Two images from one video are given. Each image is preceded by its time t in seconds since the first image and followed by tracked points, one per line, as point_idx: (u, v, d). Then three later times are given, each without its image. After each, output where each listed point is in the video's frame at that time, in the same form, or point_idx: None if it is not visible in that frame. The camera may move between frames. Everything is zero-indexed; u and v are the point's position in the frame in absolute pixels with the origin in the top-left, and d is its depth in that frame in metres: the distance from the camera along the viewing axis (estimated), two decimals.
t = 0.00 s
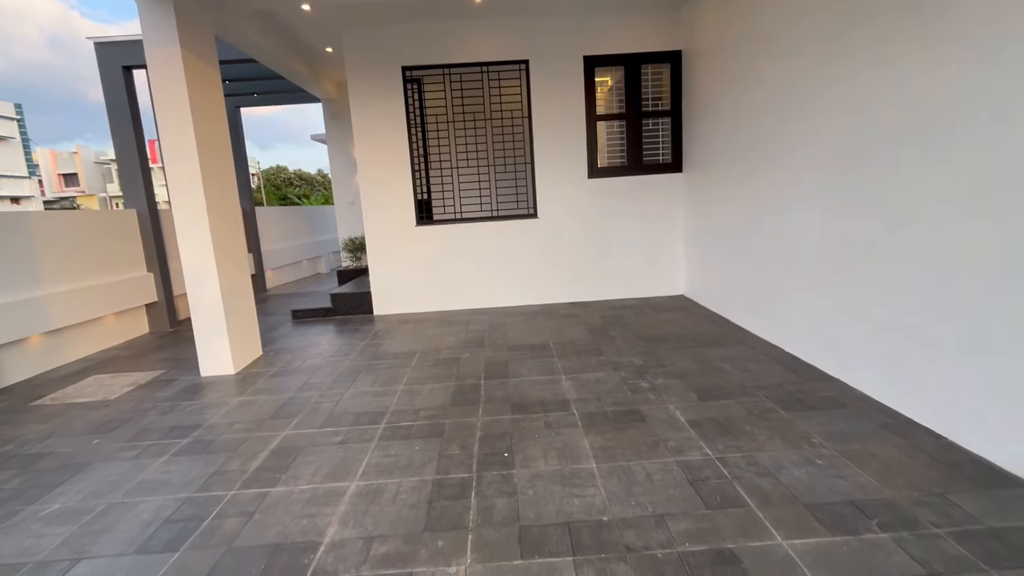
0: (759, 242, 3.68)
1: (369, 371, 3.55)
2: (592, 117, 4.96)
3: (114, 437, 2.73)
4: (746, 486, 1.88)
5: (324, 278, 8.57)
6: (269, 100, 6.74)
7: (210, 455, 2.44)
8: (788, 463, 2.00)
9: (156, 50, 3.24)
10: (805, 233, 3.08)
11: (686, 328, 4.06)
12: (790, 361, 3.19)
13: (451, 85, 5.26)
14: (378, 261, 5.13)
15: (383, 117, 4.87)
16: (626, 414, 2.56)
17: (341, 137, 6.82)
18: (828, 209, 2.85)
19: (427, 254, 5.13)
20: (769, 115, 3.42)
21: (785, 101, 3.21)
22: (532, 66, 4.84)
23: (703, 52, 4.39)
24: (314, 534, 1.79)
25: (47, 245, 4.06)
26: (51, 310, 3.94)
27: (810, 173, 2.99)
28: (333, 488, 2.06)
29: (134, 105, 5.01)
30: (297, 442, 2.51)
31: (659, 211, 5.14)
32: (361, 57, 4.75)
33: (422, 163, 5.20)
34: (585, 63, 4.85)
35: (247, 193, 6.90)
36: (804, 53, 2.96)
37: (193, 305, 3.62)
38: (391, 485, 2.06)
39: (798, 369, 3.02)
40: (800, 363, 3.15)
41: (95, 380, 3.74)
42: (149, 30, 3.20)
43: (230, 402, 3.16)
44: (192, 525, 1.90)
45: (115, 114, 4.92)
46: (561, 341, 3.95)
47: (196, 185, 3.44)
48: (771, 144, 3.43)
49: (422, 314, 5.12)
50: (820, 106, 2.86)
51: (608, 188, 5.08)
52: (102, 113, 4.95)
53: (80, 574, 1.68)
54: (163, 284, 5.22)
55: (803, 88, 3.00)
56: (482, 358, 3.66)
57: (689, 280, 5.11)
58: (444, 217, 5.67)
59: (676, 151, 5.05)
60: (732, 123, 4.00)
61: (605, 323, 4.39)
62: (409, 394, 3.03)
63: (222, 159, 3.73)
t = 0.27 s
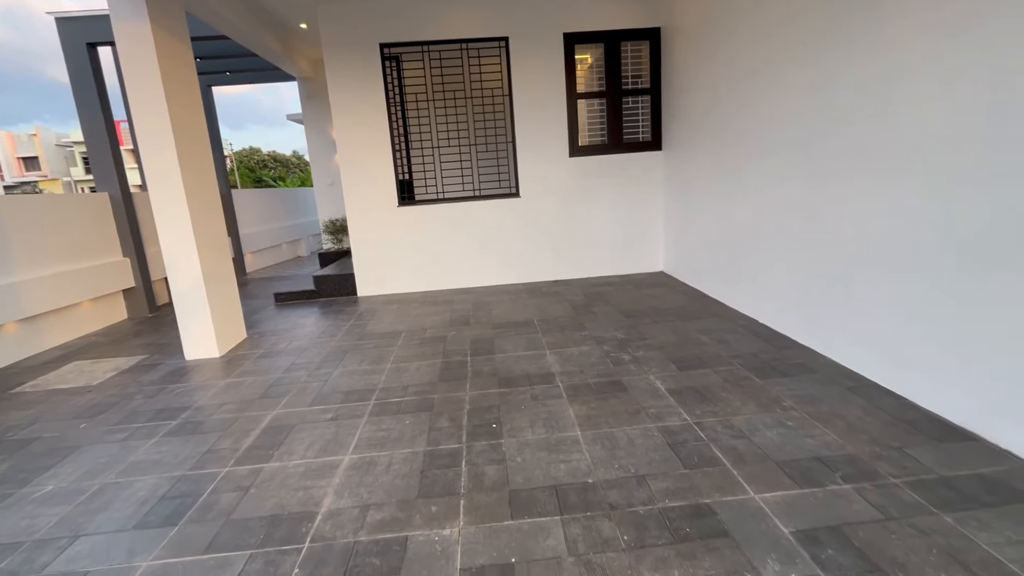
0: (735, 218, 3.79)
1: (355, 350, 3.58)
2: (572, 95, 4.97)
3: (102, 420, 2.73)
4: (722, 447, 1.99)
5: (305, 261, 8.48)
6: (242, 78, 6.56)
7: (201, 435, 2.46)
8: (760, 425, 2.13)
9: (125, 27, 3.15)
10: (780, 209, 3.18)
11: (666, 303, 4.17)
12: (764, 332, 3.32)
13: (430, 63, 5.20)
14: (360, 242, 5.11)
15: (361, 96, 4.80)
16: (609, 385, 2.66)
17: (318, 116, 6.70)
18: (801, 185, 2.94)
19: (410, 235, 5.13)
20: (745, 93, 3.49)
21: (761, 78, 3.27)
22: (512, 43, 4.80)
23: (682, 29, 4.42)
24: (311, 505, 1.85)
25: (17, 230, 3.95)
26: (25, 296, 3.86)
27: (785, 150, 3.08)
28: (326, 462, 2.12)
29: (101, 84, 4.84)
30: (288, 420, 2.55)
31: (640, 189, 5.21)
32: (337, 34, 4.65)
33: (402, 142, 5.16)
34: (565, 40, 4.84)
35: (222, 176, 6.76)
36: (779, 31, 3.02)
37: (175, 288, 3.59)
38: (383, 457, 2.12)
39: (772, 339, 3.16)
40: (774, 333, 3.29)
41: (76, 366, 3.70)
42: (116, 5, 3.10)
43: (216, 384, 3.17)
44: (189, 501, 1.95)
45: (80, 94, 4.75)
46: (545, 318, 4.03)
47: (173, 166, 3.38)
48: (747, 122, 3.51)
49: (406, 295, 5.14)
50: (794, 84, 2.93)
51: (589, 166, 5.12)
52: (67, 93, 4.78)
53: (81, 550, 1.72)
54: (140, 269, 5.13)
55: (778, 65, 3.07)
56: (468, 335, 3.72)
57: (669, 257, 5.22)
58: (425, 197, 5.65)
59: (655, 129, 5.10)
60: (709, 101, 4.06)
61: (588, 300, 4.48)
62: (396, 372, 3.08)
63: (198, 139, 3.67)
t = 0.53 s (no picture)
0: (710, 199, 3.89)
1: (338, 336, 3.59)
2: (549, 78, 4.98)
3: (82, 412, 2.70)
4: (699, 417, 2.10)
5: (280, 249, 8.34)
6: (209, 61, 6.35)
7: (187, 423, 2.47)
8: (734, 395, 2.24)
9: (87, 7, 3.03)
10: (753, 189, 3.29)
11: (643, 283, 4.28)
12: (738, 309, 3.45)
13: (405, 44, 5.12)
14: (338, 227, 5.07)
15: (335, 79, 4.71)
16: (590, 362, 2.74)
17: (290, 100, 6.54)
18: (774, 166, 3.04)
19: (389, 220, 5.11)
20: (720, 75, 3.56)
21: (735, 61, 3.34)
22: (488, 25, 4.76)
23: (656, 12, 4.45)
24: (304, 486, 1.89)
25: None
26: None
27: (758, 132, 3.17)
28: (316, 445, 2.15)
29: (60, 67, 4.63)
30: (274, 406, 2.56)
31: (617, 172, 5.28)
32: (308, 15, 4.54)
33: (379, 126, 5.10)
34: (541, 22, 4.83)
35: (192, 162, 6.57)
36: (752, 14, 3.09)
37: (151, 277, 3.52)
38: (373, 438, 2.16)
39: (745, 316, 3.29)
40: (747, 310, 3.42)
41: (48, 359, 3.62)
42: None
43: (198, 374, 3.15)
44: (180, 487, 1.96)
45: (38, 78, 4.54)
46: (526, 300, 4.09)
47: (144, 152, 3.30)
48: (721, 104, 3.59)
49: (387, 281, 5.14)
50: (767, 66, 3.01)
51: (567, 149, 5.16)
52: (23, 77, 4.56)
53: (73, 538, 1.73)
54: (109, 260, 4.99)
55: (751, 48, 3.14)
56: (451, 319, 3.76)
57: (646, 238, 5.32)
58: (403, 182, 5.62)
59: (631, 112, 5.15)
60: (684, 84, 4.13)
61: (568, 282, 4.55)
62: (381, 356, 3.11)
63: (169, 124, 3.57)
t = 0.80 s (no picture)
0: (680, 185, 3.98)
1: (315, 328, 3.56)
2: (521, 65, 4.98)
3: (50, 413, 2.63)
4: (673, 395, 2.19)
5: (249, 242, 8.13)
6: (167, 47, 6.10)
7: (164, 420, 2.43)
8: (706, 373, 2.35)
9: None
10: (721, 175, 3.39)
11: (617, 268, 4.37)
12: (707, 291, 3.57)
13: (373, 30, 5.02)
14: (310, 218, 4.98)
15: (302, 66, 4.60)
16: (568, 346, 2.81)
17: (254, 87, 6.35)
18: (740, 152, 3.14)
19: (362, 210, 5.05)
20: (688, 63, 3.63)
21: (703, 49, 3.41)
22: (457, 11, 4.72)
23: None
24: (289, 476, 1.90)
25: None
26: None
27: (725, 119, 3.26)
28: (300, 436, 2.16)
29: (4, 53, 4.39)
30: (254, 399, 2.55)
31: (589, 159, 5.33)
32: None
33: (349, 114, 5.01)
34: (511, 9, 4.81)
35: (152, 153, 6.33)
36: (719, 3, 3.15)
37: (115, 272, 3.41)
38: (357, 427, 2.18)
39: (715, 297, 3.41)
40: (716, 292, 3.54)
41: (8, 360, 3.48)
42: None
43: (171, 370, 3.09)
44: (162, 483, 1.95)
45: None
46: (503, 287, 4.13)
47: (104, 142, 3.18)
48: (690, 91, 3.66)
49: (362, 272, 5.09)
50: (733, 54, 3.09)
51: (539, 137, 5.18)
52: None
53: (52, 538, 1.70)
54: (68, 256, 4.79)
55: (718, 36, 3.21)
56: (429, 308, 3.77)
57: (618, 225, 5.41)
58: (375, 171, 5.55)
59: (602, 99, 5.20)
60: (654, 71, 4.19)
61: (543, 269, 4.61)
62: (361, 347, 3.10)
63: (129, 113, 3.44)
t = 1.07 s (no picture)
0: (648, 174, 4.07)
1: (287, 325, 3.49)
2: (488, 55, 4.97)
3: (7, 422, 2.51)
4: (647, 377, 2.27)
5: (210, 239, 7.86)
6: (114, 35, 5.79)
7: (133, 423, 2.36)
8: (677, 356, 2.43)
9: None
10: (687, 165, 3.49)
11: (589, 257, 4.44)
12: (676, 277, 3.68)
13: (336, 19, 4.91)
14: (276, 212, 4.87)
15: (263, 56, 4.46)
16: (545, 335, 2.86)
17: (211, 78, 6.11)
18: (707, 142, 3.23)
19: (330, 203, 4.96)
20: (654, 54, 3.69)
21: (668, 40, 3.49)
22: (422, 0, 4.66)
23: None
24: (270, 473, 1.89)
25: None
26: None
27: (691, 110, 3.34)
28: (278, 433, 2.14)
29: None
30: (228, 399, 2.50)
31: (558, 149, 5.38)
32: None
33: (314, 105, 4.90)
34: None
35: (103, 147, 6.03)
36: None
37: (70, 271, 3.26)
38: (337, 421, 2.18)
39: (683, 283, 3.52)
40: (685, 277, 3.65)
41: None
42: None
43: (136, 372, 2.99)
44: (135, 487, 1.90)
45: None
46: (477, 278, 4.14)
47: (53, 135, 3.02)
48: (656, 82, 3.74)
49: (332, 266, 5.01)
50: (697, 45, 3.16)
51: (509, 128, 5.19)
52: None
53: (21, 550, 1.64)
54: (15, 257, 4.54)
55: (682, 28, 3.29)
56: (403, 301, 3.75)
57: (589, 214, 5.49)
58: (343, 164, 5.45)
59: (570, 89, 5.25)
60: (620, 62, 4.25)
61: (516, 259, 4.64)
62: (336, 342, 3.07)
63: (78, 104, 3.27)
